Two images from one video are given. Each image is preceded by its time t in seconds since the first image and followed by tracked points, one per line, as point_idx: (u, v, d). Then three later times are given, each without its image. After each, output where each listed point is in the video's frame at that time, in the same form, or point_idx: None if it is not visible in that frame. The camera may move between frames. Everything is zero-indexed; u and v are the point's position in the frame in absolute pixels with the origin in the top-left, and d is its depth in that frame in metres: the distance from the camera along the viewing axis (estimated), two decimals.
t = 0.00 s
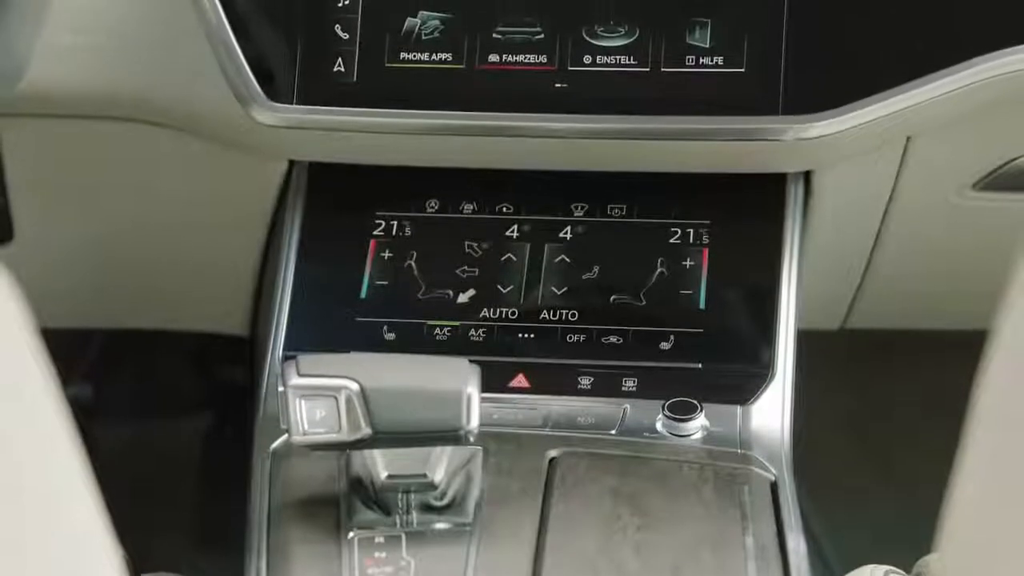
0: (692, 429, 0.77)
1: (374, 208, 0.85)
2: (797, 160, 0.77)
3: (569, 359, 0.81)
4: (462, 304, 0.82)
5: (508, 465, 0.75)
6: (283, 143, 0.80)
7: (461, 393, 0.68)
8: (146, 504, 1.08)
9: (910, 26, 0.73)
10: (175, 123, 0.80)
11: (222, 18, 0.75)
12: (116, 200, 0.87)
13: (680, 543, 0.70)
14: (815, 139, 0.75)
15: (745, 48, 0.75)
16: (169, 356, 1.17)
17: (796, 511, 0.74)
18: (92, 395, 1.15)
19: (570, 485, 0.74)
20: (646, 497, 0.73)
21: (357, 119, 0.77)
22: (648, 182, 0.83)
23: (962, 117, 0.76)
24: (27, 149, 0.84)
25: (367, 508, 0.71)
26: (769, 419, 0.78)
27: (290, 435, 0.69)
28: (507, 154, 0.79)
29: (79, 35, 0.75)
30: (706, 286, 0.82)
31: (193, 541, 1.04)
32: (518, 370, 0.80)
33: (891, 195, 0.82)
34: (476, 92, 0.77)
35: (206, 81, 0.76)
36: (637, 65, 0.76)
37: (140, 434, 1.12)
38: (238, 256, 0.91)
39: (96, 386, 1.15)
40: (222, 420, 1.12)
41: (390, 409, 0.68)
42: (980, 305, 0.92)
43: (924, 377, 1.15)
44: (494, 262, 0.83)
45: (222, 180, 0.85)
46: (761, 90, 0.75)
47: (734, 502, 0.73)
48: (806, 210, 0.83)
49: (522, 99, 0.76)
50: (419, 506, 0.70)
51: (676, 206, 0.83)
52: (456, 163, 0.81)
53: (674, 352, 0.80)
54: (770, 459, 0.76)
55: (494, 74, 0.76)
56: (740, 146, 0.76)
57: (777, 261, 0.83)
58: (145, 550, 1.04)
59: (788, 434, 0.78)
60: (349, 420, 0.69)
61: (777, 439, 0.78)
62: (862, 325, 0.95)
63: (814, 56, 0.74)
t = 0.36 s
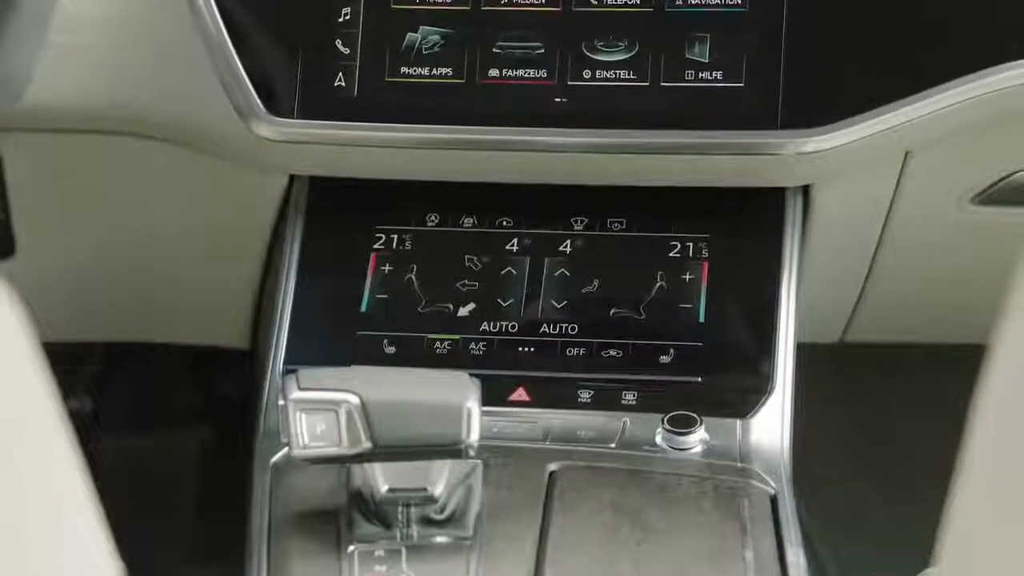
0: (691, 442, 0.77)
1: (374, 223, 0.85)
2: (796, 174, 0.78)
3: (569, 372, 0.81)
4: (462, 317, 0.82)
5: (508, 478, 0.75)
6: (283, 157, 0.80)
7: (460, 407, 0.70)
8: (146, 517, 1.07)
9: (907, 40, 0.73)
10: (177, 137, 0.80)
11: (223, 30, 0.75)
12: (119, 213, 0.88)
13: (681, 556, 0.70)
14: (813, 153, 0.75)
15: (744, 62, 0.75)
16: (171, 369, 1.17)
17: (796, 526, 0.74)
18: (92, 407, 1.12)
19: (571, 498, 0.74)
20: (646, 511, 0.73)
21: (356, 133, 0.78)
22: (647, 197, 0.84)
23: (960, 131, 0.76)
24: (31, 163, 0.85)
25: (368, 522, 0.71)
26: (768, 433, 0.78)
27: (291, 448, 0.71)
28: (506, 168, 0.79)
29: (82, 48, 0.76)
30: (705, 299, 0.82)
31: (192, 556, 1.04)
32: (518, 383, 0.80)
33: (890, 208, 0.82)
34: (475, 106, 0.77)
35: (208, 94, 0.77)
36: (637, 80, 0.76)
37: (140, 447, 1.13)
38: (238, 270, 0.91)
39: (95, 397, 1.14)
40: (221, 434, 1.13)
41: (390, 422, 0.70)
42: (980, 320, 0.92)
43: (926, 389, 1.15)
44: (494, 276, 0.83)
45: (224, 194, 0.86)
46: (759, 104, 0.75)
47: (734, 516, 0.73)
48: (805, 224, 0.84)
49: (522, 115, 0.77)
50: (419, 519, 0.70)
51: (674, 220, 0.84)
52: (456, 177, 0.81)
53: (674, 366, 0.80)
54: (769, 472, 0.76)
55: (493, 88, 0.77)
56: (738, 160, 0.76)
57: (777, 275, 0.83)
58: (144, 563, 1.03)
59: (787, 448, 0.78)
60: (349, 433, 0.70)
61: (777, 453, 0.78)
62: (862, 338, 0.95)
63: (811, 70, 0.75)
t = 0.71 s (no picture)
0: (690, 456, 0.77)
1: (375, 237, 0.86)
2: (795, 188, 0.78)
3: (569, 386, 0.81)
4: (462, 331, 0.82)
5: (508, 491, 0.76)
6: (284, 172, 0.81)
7: (461, 422, 0.70)
8: (147, 528, 1.07)
9: (905, 56, 0.73)
10: (178, 151, 0.81)
11: (222, 40, 0.76)
12: (120, 227, 0.88)
13: (680, 571, 0.70)
14: (812, 168, 0.75)
15: (743, 77, 0.76)
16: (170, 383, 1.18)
17: (795, 540, 0.74)
18: (93, 421, 1.13)
19: (571, 512, 0.74)
20: (647, 524, 0.73)
21: (356, 147, 0.78)
22: (647, 211, 0.84)
23: (958, 146, 0.76)
24: (32, 177, 0.85)
25: (368, 535, 0.71)
26: (767, 447, 0.78)
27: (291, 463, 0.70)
28: (505, 181, 0.79)
29: (84, 64, 0.77)
30: (704, 313, 0.82)
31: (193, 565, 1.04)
32: (518, 397, 0.81)
33: (889, 223, 0.83)
34: (474, 121, 0.77)
35: (209, 109, 0.78)
36: (636, 95, 0.76)
37: (140, 460, 1.13)
38: (238, 285, 0.91)
39: (96, 412, 1.14)
40: (222, 447, 1.13)
41: (390, 436, 0.70)
42: (980, 334, 0.92)
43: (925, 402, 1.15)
44: (494, 290, 0.83)
45: (224, 208, 0.86)
46: (758, 119, 0.76)
47: (733, 530, 0.73)
48: (804, 238, 0.84)
49: (523, 130, 0.77)
50: (420, 533, 0.70)
51: (674, 234, 0.84)
52: (456, 191, 0.81)
53: (673, 380, 0.80)
54: (769, 485, 0.76)
55: (493, 103, 0.77)
56: (737, 175, 0.77)
57: (776, 289, 0.83)
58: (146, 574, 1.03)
59: (786, 462, 0.78)
60: (350, 448, 0.70)
61: (776, 467, 0.77)
62: (862, 352, 0.95)
63: (810, 85, 0.75)
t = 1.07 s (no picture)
0: (690, 468, 0.77)
1: (376, 249, 0.86)
2: (795, 201, 0.78)
3: (569, 398, 0.80)
4: (462, 343, 0.82)
5: (509, 502, 0.76)
6: (284, 185, 0.81)
7: (461, 434, 0.68)
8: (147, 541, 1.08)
9: (905, 69, 0.73)
10: (180, 164, 0.81)
11: (223, 56, 0.76)
12: (121, 241, 0.88)
13: None
14: (812, 181, 0.76)
15: (743, 90, 0.76)
16: (169, 394, 1.17)
17: (796, 552, 0.74)
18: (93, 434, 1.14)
19: (571, 526, 0.74)
20: (647, 538, 0.73)
21: (356, 160, 0.78)
22: (647, 223, 0.85)
23: (958, 159, 0.76)
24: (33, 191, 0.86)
25: (368, 548, 0.72)
26: (768, 460, 0.78)
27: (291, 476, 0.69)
28: (505, 193, 0.79)
29: (85, 77, 0.77)
30: (703, 325, 0.82)
31: None
32: (519, 409, 0.80)
33: (888, 235, 0.83)
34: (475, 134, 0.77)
35: (209, 122, 0.78)
36: (636, 107, 0.76)
37: (141, 472, 1.13)
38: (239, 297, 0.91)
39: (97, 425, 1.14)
40: (221, 457, 1.13)
41: (391, 450, 0.68)
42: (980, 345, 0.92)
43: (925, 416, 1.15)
44: (495, 302, 0.83)
45: (225, 221, 0.86)
46: (759, 132, 0.76)
47: (734, 543, 0.73)
48: (803, 249, 0.84)
49: (523, 143, 0.77)
50: (420, 546, 0.71)
51: (673, 246, 0.84)
52: (456, 203, 0.81)
53: (673, 392, 0.80)
54: (769, 499, 0.76)
55: (493, 116, 0.77)
56: (736, 188, 0.77)
57: (776, 301, 0.83)
58: None
59: (786, 474, 0.78)
60: (350, 461, 0.68)
61: (776, 480, 0.77)
62: (862, 363, 0.95)
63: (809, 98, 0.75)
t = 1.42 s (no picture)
0: (689, 480, 0.77)
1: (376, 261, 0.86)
2: (795, 212, 0.78)
3: (569, 410, 0.81)
4: (462, 354, 0.82)
5: (509, 515, 0.76)
6: (285, 196, 0.81)
7: (461, 446, 0.68)
8: (147, 554, 1.08)
9: (905, 81, 0.74)
10: (181, 176, 0.81)
11: (223, 65, 0.76)
12: (122, 252, 0.88)
13: None
14: (812, 193, 0.76)
15: (743, 102, 0.76)
16: (167, 406, 1.17)
17: (795, 565, 0.74)
18: (93, 446, 1.15)
19: (571, 538, 0.74)
20: (646, 550, 0.73)
21: (355, 171, 0.78)
22: (647, 235, 0.85)
23: (957, 171, 0.77)
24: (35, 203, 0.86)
25: (368, 560, 0.72)
26: (768, 471, 0.78)
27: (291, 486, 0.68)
28: (506, 204, 0.79)
29: (87, 88, 0.77)
30: (703, 337, 0.82)
31: None
32: (518, 420, 0.80)
33: (887, 247, 0.83)
34: (475, 146, 0.77)
35: (210, 132, 0.78)
36: (636, 119, 0.77)
37: (140, 484, 1.13)
38: (239, 308, 0.91)
39: (96, 438, 1.15)
40: (222, 470, 1.12)
41: (391, 462, 0.68)
42: (978, 356, 0.93)
43: (925, 430, 1.15)
44: (495, 313, 0.83)
45: (226, 232, 0.86)
46: (758, 144, 0.76)
47: (733, 556, 0.73)
48: (802, 260, 0.84)
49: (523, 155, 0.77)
50: (420, 557, 0.71)
51: (673, 257, 0.84)
52: (457, 214, 0.81)
53: (673, 403, 0.80)
54: (769, 511, 0.76)
55: (493, 127, 0.77)
56: (736, 199, 0.77)
57: (775, 312, 0.83)
58: None
59: (786, 486, 0.78)
60: (350, 473, 0.68)
61: (776, 492, 0.77)
62: (861, 374, 0.96)
63: (809, 110, 0.75)
